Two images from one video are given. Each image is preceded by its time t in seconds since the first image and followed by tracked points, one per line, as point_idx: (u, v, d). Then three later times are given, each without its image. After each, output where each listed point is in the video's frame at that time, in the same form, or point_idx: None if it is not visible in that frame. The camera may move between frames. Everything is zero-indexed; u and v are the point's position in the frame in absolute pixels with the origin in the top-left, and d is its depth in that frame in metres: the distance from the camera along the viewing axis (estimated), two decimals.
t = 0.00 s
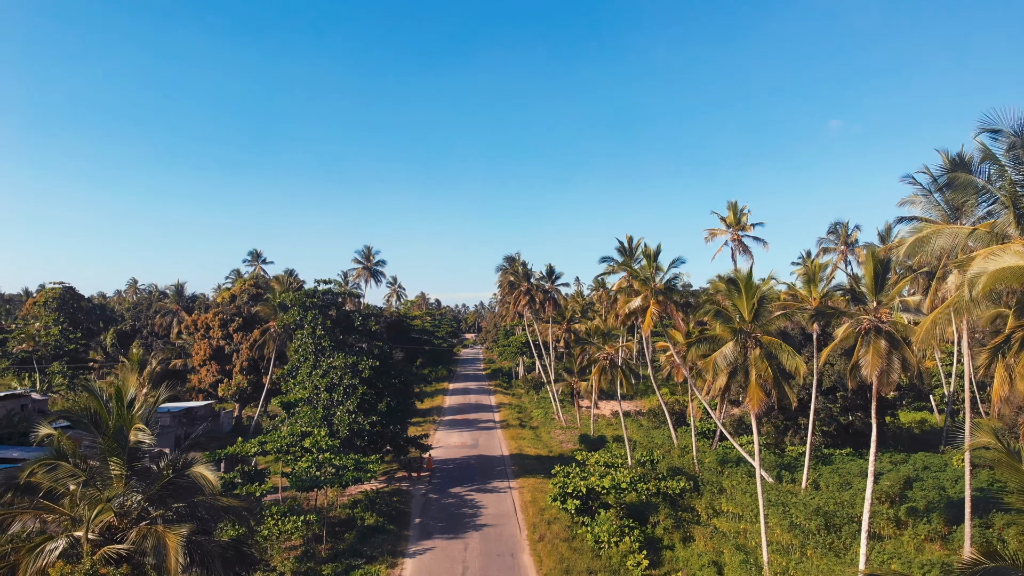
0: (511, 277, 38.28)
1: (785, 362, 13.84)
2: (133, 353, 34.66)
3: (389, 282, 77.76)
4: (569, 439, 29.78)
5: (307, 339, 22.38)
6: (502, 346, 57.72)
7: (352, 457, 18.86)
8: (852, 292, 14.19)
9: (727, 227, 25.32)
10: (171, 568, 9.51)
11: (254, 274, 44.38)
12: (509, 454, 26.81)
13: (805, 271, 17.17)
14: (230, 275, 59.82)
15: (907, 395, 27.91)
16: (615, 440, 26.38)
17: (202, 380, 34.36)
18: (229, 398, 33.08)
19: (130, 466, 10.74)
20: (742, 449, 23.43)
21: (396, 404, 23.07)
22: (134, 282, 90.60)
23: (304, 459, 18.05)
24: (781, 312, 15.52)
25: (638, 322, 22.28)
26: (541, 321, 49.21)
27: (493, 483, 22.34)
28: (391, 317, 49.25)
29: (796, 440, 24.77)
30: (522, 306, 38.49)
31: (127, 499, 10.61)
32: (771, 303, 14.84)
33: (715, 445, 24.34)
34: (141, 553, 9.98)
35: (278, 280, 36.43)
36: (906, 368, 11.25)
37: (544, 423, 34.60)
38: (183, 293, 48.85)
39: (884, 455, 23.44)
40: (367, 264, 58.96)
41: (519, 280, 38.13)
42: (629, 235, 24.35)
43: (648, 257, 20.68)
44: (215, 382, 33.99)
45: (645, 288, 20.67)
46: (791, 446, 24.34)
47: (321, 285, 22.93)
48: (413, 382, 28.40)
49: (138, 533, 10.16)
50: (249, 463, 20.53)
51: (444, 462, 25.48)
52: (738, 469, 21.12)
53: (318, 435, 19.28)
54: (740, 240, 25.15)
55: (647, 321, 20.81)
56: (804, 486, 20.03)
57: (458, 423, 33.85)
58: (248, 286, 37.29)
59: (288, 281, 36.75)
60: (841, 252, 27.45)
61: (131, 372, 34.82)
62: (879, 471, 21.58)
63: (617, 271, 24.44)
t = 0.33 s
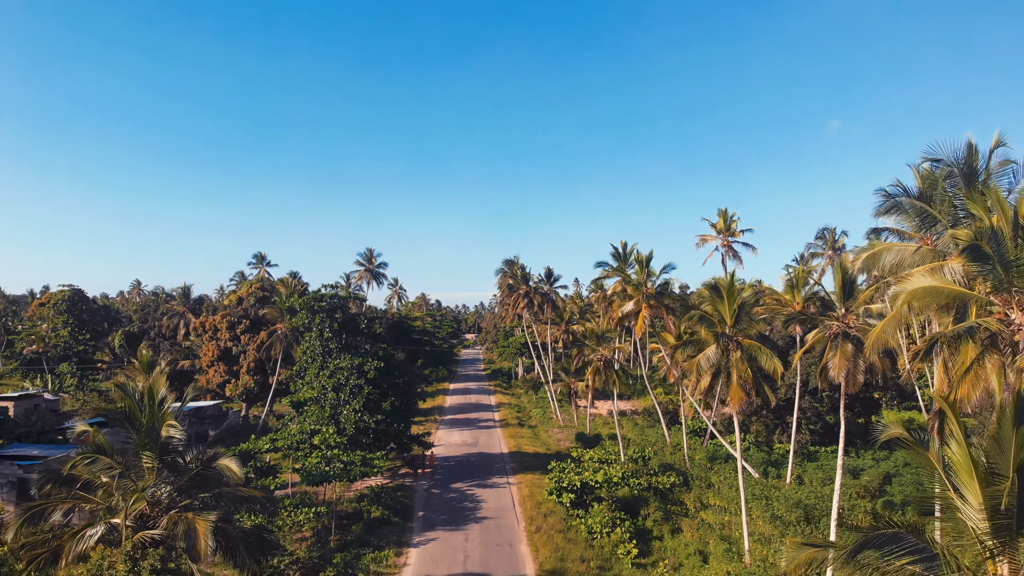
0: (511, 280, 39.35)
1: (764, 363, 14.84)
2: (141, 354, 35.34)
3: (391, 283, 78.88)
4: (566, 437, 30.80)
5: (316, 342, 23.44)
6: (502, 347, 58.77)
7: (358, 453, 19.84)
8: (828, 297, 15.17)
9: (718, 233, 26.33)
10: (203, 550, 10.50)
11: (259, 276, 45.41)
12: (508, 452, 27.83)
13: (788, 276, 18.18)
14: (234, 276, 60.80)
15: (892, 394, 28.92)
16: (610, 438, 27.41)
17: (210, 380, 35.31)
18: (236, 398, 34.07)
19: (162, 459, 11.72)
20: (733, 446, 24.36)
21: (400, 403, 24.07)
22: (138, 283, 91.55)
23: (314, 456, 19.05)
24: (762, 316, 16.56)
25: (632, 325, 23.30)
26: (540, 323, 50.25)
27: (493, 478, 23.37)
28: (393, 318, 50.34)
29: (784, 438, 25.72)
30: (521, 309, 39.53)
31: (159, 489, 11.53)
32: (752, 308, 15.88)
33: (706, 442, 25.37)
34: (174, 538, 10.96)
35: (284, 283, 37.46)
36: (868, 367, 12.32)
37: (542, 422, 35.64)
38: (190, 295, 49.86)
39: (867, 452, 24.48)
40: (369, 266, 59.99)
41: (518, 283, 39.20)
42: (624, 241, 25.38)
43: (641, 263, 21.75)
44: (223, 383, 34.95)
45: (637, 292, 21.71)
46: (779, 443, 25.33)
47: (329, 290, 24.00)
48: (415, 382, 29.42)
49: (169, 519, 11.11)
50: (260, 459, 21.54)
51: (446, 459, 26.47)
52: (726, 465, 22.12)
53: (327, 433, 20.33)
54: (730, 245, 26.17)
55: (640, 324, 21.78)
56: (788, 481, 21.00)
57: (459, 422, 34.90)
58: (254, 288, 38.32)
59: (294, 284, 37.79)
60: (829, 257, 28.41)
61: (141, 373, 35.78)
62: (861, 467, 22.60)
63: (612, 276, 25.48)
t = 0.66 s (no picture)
0: (510, 282, 40.35)
1: (745, 363, 15.88)
2: (150, 355, 36.20)
3: (393, 284, 79.92)
4: (564, 435, 31.83)
5: (323, 343, 24.44)
6: (502, 347, 59.83)
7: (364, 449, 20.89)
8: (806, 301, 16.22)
9: (709, 238, 27.34)
10: (227, 535, 11.51)
11: (264, 278, 46.45)
12: (507, 449, 28.85)
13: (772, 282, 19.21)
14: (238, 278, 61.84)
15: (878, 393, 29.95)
16: (606, 435, 28.45)
17: (217, 380, 36.23)
18: (244, 397, 35.03)
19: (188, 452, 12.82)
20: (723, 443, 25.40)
21: (403, 402, 25.11)
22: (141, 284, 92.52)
23: (323, 452, 20.11)
24: (745, 319, 17.59)
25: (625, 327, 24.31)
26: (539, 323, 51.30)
27: (493, 474, 24.41)
28: (395, 320, 51.39)
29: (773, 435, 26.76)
30: (521, 310, 40.56)
31: (185, 480, 12.57)
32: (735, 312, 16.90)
33: (698, 439, 26.40)
34: (201, 524, 11.97)
35: (289, 285, 38.44)
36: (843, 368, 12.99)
37: (541, 420, 36.69)
38: (196, 297, 50.85)
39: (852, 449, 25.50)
40: (372, 268, 61.07)
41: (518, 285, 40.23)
42: (619, 246, 26.36)
43: (634, 267, 22.75)
44: (230, 383, 35.83)
45: (631, 296, 22.73)
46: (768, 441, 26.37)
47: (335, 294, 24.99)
48: (418, 381, 30.41)
49: (195, 507, 12.11)
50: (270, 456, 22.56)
51: (447, 456, 27.51)
52: (715, 461, 23.17)
53: (334, 429, 21.36)
54: (721, 250, 27.19)
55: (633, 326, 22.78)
56: (774, 476, 22.05)
57: (460, 420, 35.94)
58: (260, 291, 39.35)
59: (299, 286, 38.82)
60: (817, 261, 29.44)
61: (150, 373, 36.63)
62: (844, 463, 23.64)
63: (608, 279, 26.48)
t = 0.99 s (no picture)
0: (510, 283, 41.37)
1: (730, 364, 16.94)
2: (160, 356, 37.24)
3: (394, 285, 80.98)
4: (562, 433, 32.85)
5: (330, 344, 25.48)
6: (502, 347, 60.84)
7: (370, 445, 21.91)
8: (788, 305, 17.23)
9: (702, 243, 28.37)
10: (249, 521, 12.50)
11: (270, 280, 47.56)
12: (507, 447, 29.85)
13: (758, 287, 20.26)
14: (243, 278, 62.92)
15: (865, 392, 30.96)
16: (602, 432, 29.47)
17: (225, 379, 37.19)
18: (251, 396, 36.02)
19: (211, 445, 13.84)
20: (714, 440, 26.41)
21: (407, 401, 26.13)
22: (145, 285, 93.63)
23: (331, 447, 21.15)
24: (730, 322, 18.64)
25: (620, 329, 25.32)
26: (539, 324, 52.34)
27: (493, 470, 25.43)
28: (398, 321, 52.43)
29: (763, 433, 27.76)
30: (520, 312, 41.58)
31: (208, 471, 13.62)
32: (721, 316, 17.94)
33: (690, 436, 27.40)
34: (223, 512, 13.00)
35: (295, 287, 39.48)
36: (813, 370, 13.48)
37: (540, 419, 37.70)
38: (202, 298, 51.86)
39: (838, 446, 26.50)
40: (374, 269, 62.17)
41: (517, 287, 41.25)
42: (614, 250, 27.36)
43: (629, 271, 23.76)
44: (238, 382, 36.82)
45: (625, 299, 23.74)
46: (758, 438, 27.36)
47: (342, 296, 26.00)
48: (420, 381, 31.39)
49: (218, 496, 13.16)
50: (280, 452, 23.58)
51: (448, 453, 28.52)
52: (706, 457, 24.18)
53: (341, 426, 22.41)
54: (713, 254, 28.21)
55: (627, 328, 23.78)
56: (762, 471, 23.07)
57: (461, 419, 36.96)
58: (267, 293, 40.47)
59: (304, 288, 39.90)
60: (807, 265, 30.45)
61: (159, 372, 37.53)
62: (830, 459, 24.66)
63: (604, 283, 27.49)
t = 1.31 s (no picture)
0: (510, 285, 42.32)
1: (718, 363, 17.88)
2: (168, 356, 38.11)
3: (396, 286, 81.95)
4: (561, 430, 33.79)
5: (337, 344, 26.39)
6: (502, 347, 61.73)
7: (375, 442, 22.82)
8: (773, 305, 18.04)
9: (696, 246, 29.27)
10: (265, 509, 13.39)
11: (274, 282, 48.49)
12: (507, 444, 30.78)
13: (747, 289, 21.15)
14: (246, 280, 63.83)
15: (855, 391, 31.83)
16: (599, 430, 30.42)
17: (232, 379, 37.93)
18: (258, 395, 36.89)
19: (231, 439, 14.78)
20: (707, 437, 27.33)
21: (410, 399, 27.05)
22: (149, 286, 94.53)
23: (339, 444, 22.08)
24: (719, 323, 19.57)
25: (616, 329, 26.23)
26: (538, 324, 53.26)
27: (493, 466, 26.35)
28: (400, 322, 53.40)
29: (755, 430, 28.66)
30: (520, 312, 42.52)
31: (226, 464, 14.55)
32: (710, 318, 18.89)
33: (684, 433, 28.32)
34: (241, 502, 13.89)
35: (300, 289, 40.39)
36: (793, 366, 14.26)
37: (539, 417, 38.64)
38: (207, 299, 52.79)
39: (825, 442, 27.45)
40: (376, 271, 63.11)
41: (517, 288, 42.19)
42: (611, 253, 28.25)
43: (624, 275, 24.70)
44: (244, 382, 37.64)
45: (621, 301, 24.67)
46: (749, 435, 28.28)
47: (347, 298, 26.98)
48: (422, 380, 32.25)
49: (236, 487, 14.08)
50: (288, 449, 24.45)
51: (450, 450, 29.43)
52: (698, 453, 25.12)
53: (348, 424, 23.37)
54: (706, 257, 29.14)
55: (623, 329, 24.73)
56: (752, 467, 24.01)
57: (462, 417, 37.89)
58: (272, 295, 41.42)
59: (309, 290, 40.83)
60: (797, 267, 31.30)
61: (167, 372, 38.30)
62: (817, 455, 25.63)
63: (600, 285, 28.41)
